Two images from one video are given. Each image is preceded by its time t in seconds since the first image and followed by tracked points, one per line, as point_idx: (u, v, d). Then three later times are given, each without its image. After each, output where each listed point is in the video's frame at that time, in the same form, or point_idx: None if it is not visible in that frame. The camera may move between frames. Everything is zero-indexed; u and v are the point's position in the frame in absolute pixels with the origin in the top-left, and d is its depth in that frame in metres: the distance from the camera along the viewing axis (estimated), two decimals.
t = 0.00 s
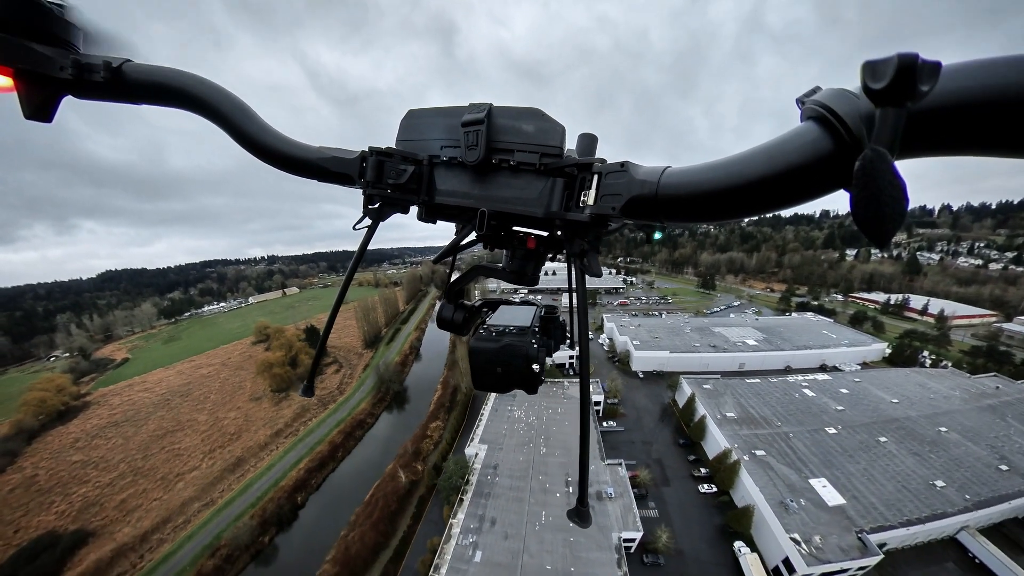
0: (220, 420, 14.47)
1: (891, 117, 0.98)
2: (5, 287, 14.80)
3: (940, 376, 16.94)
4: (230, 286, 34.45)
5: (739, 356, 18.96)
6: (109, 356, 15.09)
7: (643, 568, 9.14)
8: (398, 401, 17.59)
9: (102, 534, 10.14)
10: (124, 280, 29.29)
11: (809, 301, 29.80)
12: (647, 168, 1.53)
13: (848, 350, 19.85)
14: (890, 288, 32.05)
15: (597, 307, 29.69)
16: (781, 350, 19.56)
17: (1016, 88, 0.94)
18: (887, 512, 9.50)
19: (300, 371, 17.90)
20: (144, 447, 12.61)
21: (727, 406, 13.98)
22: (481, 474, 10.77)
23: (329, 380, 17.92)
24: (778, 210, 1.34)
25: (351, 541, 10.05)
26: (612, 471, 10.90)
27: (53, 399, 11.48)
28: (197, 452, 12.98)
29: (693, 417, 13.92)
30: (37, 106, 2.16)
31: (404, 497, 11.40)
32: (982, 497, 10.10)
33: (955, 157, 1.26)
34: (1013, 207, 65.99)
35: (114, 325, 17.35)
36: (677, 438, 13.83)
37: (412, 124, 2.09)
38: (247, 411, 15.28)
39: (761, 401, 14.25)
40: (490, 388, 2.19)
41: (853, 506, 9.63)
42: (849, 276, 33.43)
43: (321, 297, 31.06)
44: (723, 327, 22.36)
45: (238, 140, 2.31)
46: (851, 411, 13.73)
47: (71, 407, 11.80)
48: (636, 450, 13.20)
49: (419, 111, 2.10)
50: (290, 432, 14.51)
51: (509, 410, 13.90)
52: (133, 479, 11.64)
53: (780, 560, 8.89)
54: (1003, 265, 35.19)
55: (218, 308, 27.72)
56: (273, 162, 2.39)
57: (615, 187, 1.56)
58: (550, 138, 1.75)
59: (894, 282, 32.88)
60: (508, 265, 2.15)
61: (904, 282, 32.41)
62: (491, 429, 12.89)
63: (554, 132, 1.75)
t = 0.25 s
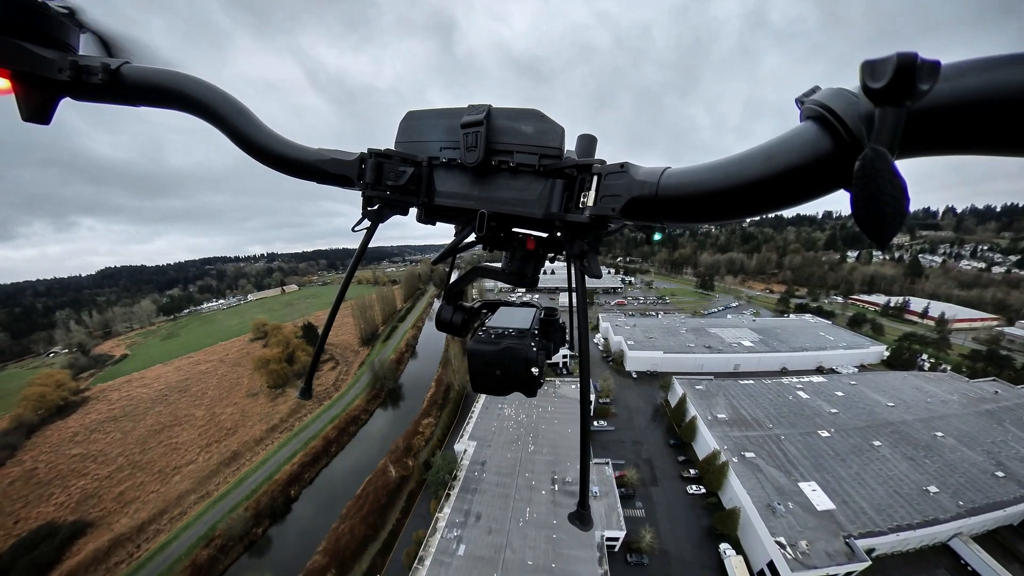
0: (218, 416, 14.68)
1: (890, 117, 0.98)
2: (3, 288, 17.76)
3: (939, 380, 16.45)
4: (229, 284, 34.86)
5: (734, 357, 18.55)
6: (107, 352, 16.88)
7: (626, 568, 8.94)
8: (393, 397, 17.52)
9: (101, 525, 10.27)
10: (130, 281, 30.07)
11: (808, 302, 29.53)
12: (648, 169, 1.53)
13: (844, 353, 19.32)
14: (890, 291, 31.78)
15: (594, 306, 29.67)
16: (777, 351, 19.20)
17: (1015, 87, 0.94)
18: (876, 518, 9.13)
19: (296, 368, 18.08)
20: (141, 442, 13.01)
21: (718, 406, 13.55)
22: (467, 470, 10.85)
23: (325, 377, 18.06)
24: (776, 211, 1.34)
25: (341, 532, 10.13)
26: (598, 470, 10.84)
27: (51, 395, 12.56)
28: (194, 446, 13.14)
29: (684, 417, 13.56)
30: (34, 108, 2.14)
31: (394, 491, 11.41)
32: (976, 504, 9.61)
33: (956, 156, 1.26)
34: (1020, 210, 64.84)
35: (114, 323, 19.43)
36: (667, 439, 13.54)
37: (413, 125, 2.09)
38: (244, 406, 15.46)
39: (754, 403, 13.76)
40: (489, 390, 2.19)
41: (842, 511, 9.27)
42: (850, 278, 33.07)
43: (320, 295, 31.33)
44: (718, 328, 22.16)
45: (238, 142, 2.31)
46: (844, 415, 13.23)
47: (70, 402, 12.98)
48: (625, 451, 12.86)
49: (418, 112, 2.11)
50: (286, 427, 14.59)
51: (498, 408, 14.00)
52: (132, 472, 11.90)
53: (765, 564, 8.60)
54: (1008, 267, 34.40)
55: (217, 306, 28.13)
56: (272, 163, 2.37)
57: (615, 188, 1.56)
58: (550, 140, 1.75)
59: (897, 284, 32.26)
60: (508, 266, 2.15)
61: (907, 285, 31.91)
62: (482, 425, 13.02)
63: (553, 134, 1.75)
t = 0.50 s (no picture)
0: (217, 411, 14.84)
1: (894, 114, 0.98)
2: (6, 283, 18.03)
3: (938, 382, 15.82)
4: (229, 281, 35.14)
5: (729, 358, 18.24)
6: (108, 350, 17.03)
7: (610, 566, 8.89)
8: (389, 395, 17.63)
9: (102, 516, 10.36)
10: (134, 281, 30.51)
11: (808, 302, 29.20)
12: (648, 167, 1.52)
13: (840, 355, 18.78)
14: (893, 292, 31.18)
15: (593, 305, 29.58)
16: (774, 351, 18.80)
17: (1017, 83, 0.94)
18: (866, 523, 8.78)
19: (294, 365, 18.28)
20: (142, 437, 13.17)
21: (711, 407, 13.32)
22: (456, 465, 10.91)
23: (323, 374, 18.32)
24: (778, 209, 1.34)
25: (333, 524, 10.25)
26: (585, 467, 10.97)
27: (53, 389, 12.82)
28: (193, 440, 13.26)
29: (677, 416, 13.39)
30: (30, 109, 2.13)
31: (386, 485, 11.51)
32: (970, 510, 9.23)
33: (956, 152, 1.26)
34: None
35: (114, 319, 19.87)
36: (659, 438, 13.39)
37: (412, 124, 2.08)
38: (242, 402, 15.64)
39: (747, 403, 13.51)
40: (490, 389, 2.19)
41: (832, 516, 8.93)
42: (852, 279, 32.47)
43: (319, 293, 31.48)
44: (715, 328, 21.88)
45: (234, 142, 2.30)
46: (840, 416, 12.81)
47: (72, 397, 13.15)
48: (616, 451, 12.77)
49: (417, 110, 2.10)
50: (283, 422, 14.71)
51: (491, 405, 14.11)
52: (132, 465, 12.05)
53: (749, 566, 8.39)
54: (1016, 267, 33.51)
55: (217, 304, 28.38)
56: (269, 162, 2.37)
57: (616, 186, 1.56)
58: (549, 138, 1.75)
59: (901, 284, 31.58)
60: (509, 265, 2.15)
61: (910, 285, 31.31)
62: (473, 422, 13.05)
63: (553, 132, 1.74)
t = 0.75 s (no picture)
0: (214, 407, 14.95)
1: (899, 114, 0.98)
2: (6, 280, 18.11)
3: (932, 388, 15.63)
4: (229, 279, 35.27)
5: (723, 360, 18.14)
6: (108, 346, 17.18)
7: (590, 564, 8.99)
8: (384, 392, 17.71)
9: (98, 507, 10.49)
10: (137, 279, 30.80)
11: (806, 305, 29.08)
12: (651, 166, 1.52)
13: (835, 359, 18.59)
14: (893, 295, 30.94)
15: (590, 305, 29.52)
16: (768, 354, 18.63)
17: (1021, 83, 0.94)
18: (851, 529, 8.74)
19: (291, 362, 18.29)
20: (140, 431, 13.26)
21: (700, 410, 13.27)
22: (443, 460, 10.98)
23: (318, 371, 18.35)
24: (781, 210, 1.34)
25: (321, 516, 10.56)
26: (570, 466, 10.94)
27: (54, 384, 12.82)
28: (190, 434, 13.41)
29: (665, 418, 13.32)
30: (34, 107, 2.14)
31: (376, 479, 11.76)
32: (958, 517, 9.18)
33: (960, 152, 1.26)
34: None
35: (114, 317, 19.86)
36: (647, 440, 13.32)
37: (414, 123, 2.09)
38: (239, 398, 15.75)
39: (737, 406, 13.42)
40: (490, 388, 2.19)
41: (817, 522, 8.87)
42: (852, 281, 32.18)
43: (318, 291, 31.57)
44: (710, 329, 21.71)
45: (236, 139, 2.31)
46: (831, 421, 12.68)
47: (73, 393, 13.21)
48: (604, 452, 12.76)
49: (419, 109, 2.10)
50: (278, 417, 14.82)
51: (479, 404, 13.96)
52: (130, 458, 12.20)
53: (730, 569, 8.38)
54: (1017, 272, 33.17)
55: (216, 301, 28.49)
56: (271, 160, 2.37)
57: (618, 185, 1.56)
58: (552, 137, 1.75)
59: (902, 288, 31.28)
60: (510, 265, 2.15)
61: (910, 289, 31.05)
62: (461, 419, 13.06)
63: (555, 131, 1.75)
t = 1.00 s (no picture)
0: (214, 402, 15.15)
1: (907, 109, 0.97)
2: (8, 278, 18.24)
3: (932, 390, 15.53)
4: (230, 277, 35.40)
5: (718, 359, 18.05)
6: (109, 344, 17.31)
7: (573, 561, 9.03)
8: (380, 389, 17.82)
9: (102, 499, 10.82)
10: (139, 277, 31.07)
11: (806, 305, 28.94)
12: (653, 162, 1.51)
13: (834, 359, 18.46)
14: (896, 294, 30.68)
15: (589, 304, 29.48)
16: (766, 354, 18.51)
17: None
18: (839, 533, 8.70)
19: (289, 359, 18.59)
20: (142, 427, 13.34)
21: (691, 409, 13.33)
22: (433, 456, 11.12)
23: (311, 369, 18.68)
24: (785, 207, 1.34)
25: (316, 508, 10.95)
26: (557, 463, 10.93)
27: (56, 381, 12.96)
28: (190, 430, 13.66)
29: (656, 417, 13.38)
30: (32, 105, 2.15)
31: (370, 472, 12.09)
32: (951, 524, 9.09)
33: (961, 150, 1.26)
34: None
35: (115, 315, 19.94)
36: (638, 439, 13.39)
37: (414, 120, 2.08)
38: (239, 394, 15.97)
39: (730, 406, 13.46)
40: (492, 386, 2.19)
41: (803, 525, 8.85)
42: (854, 280, 31.87)
43: (317, 289, 31.66)
44: (707, 329, 21.57)
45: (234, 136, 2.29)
46: (824, 422, 12.70)
47: (74, 389, 13.26)
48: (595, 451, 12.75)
49: (419, 106, 2.09)
50: (276, 414, 15.15)
51: (472, 401, 14.04)
52: (132, 452, 12.37)
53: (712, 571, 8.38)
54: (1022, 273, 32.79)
55: (217, 299, 28.62)
56: (271, 158, 2.36)
57: (621, 181, 1.55)
58: (553, 134, 1.74)
59: (904, 289, 31.00)
60: (513, 263, 2.15)
61: (913, 290, 30.76)
62: (453, 416, 13.15)
63: (556, 128, 1.74)
